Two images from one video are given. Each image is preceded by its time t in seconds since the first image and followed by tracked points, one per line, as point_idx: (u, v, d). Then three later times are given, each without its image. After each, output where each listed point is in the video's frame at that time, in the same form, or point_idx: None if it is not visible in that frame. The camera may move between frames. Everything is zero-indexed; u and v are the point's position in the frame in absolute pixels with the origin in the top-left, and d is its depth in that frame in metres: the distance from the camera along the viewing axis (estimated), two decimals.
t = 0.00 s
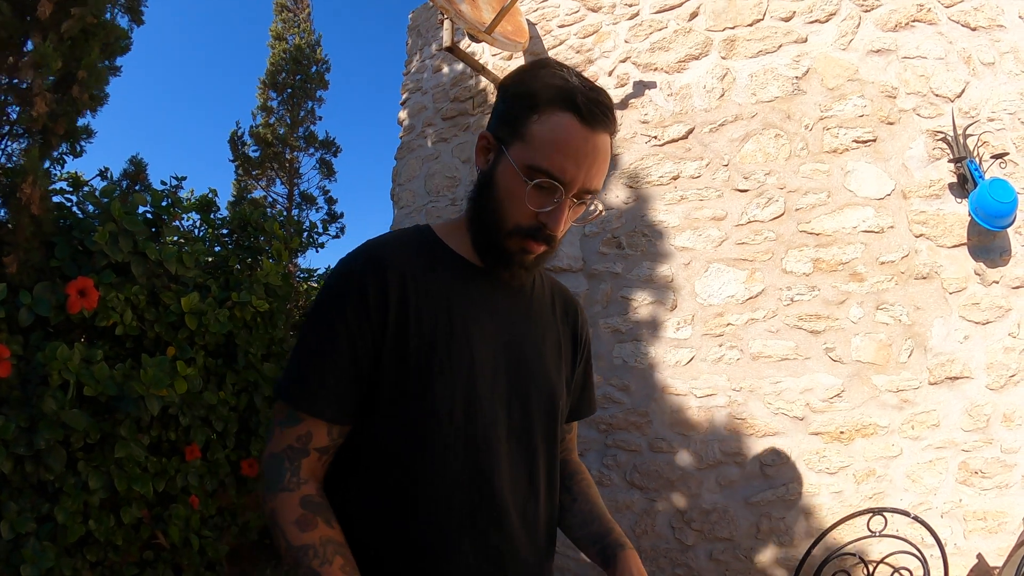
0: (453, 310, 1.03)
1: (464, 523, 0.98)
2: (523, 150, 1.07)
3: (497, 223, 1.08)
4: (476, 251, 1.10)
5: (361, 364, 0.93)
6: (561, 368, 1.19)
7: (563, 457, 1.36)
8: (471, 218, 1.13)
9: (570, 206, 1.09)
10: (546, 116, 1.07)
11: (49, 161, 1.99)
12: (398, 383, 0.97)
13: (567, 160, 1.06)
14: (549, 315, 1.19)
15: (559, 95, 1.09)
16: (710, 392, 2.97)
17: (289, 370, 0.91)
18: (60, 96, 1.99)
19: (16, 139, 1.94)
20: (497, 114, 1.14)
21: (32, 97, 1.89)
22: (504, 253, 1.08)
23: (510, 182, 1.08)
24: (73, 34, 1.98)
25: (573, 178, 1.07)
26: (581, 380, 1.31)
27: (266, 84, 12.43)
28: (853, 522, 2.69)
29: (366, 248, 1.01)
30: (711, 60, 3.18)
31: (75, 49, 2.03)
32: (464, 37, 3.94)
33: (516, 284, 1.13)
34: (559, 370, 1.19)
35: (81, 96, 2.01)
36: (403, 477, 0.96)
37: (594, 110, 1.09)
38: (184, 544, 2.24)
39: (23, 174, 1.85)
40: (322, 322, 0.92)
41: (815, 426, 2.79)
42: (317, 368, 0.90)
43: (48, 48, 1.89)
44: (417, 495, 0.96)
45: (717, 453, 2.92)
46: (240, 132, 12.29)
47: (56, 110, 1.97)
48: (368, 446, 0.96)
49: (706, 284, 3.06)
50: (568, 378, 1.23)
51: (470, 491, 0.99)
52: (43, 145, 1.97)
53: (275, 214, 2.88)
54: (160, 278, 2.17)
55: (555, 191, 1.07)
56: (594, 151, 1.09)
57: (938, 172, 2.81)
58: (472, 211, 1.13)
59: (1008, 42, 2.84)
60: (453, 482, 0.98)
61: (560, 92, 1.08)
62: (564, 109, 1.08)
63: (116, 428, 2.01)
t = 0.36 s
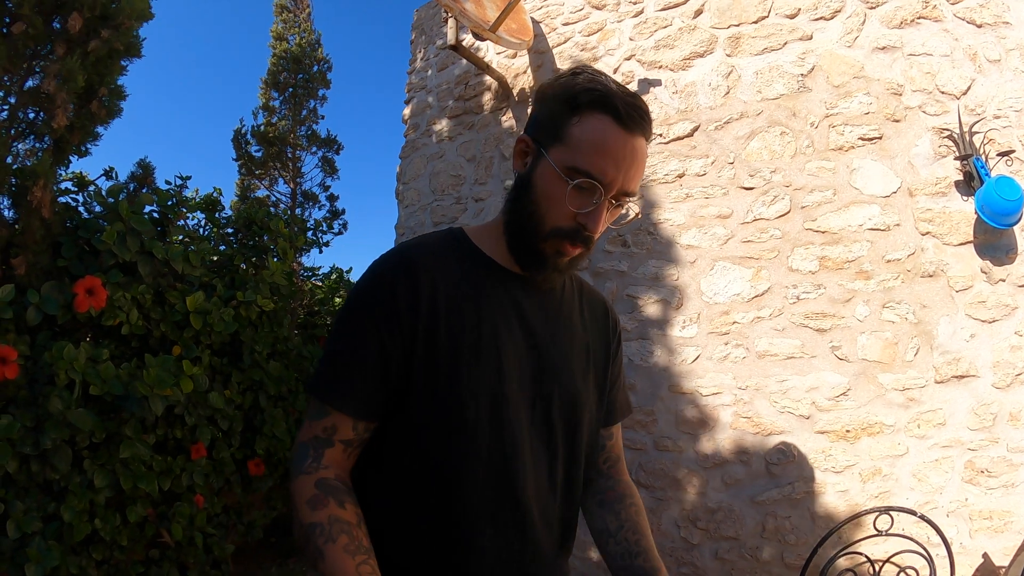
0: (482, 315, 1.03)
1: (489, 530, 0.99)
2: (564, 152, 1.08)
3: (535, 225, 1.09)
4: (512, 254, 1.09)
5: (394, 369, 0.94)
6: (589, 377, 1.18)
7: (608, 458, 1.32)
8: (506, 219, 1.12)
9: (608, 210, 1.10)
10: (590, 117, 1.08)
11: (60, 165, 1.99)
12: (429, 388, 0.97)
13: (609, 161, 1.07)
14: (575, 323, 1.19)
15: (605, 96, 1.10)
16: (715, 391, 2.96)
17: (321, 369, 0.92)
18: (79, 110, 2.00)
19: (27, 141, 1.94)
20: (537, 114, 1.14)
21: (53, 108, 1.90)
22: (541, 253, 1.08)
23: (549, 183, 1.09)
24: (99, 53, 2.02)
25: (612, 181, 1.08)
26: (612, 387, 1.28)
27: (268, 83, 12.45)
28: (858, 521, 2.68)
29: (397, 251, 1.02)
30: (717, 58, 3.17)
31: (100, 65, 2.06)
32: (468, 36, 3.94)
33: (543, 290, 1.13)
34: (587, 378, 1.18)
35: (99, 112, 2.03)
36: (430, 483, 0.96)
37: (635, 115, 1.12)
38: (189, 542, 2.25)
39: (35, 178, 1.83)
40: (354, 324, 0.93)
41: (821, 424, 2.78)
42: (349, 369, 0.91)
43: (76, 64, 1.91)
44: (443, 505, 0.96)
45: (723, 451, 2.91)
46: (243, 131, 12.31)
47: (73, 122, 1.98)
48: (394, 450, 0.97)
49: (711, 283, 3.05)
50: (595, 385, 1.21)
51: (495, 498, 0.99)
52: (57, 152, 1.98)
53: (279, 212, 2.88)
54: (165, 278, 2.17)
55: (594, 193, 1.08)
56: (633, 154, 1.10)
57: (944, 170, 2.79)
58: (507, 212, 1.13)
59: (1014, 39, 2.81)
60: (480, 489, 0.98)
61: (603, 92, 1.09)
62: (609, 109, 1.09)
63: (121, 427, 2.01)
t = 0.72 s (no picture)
0: (455, 315, 0.97)
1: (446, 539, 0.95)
2: (593, 143, 1.03)
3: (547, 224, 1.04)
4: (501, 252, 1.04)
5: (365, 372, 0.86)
6: (569, 391, 1.13)
7: (592, 510, 1.24)
8: (502, 211, 1.07)
9: (635, 211, 1.07)
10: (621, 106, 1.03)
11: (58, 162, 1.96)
12: (399, 392, 0.90)
13: (641, 158, 1.04)
14: (554, 333, 1.14)
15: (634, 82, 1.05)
16: (720, 389, 2.95)
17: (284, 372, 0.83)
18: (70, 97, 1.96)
19: (26, 140, 1.93)
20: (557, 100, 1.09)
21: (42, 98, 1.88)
22: (551, 257, 1.04)
23: (571, 177, 1.03)
24: (82, 32, 1.97)
25: (646, 178, 1.05)
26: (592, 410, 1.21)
27: (275, 83, 12.48)
28: (864, 519, 2.68)
29: (366, 235, 0.93)
30: (721, 55, 3.15)
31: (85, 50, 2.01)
32: (472, 34, 3.94)
33: (524, 299, 1.06)
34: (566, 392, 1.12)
35: (91, 96, 1.98)
36: (391, 490, 0.91)
37: (671, 101, 1.06)
38: (194, 541, 2.24)
39: (34, 174, 1.85)
40: (322, 319, 0.84)
41: (826, 423, 2.77)
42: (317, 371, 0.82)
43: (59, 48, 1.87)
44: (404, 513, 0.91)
45: (728, 450, 2.90)
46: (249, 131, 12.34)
47: (65, 111, 1.94)
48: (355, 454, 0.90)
49: (716, 281, 3.04)
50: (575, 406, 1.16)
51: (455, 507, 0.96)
52: (53, 146, 1.95)
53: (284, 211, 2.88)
54: (169, 277, 2.17)
55: (623, 193, 1.04)
56: (669, 148, 1.06)
57: (949, 167, 2.78)
58: (509, 204, 1.07)
59: (1019, 36, 2.81)
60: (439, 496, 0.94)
61: (641, 78, 1.04)
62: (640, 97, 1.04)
63: (126, 426, 2.01)
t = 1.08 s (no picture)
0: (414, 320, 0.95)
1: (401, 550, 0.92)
2: (583, 137, 0.98)
3: (531, 224, 1.01)
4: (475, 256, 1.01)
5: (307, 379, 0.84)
6: (542, 399, 1.10)
7: (574, 533, 1.19)
8: (478, 208, 1.04)
9: (628, 211, 1.03)
10: (608, 94, 0.97)
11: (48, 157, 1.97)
12: (347, 399, 0.88)
13: (637, 153, 0.99)
14: (532, 341, 1.11)
15: (626, 65, 1.00)
16: (717, 387, 2.95)
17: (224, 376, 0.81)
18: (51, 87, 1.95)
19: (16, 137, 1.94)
20: (540, 82, 1.04)
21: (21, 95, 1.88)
22: (527, 265, 1.02)
23: (558, 174, 0.99)
24: (57, 23, 1.94)
25: (643, 177, 1.01)
26: (572, 419, 1.18)
27: (273, 80, 12.45)
28: (862, 517, 2.68)
29: (321, 234, 0.92)
30: (718, 53, 3.15)
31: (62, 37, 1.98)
32: (470, 32, 3.93)
33: (497, 306, 1.05)
34: (539, 400, 1.10)
35: (72, 87, 1.96)
36: (342, 499, 0.88)
37: (668, 86, 1.01)
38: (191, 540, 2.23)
39: (23, 169, 1.85)
40: (263, 321, 0.82)
41: (822, 421, 2.78)
42: (253, 379, 0.81)
43: (32, 41, 1.83)
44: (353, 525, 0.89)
45: (724, 447, 2.91)
46: (247, 128, 12.31)
47: (46, 101, 1.93)
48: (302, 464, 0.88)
49: (713, 279, 3.04)
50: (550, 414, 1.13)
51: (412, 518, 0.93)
52: (40, 138, 1.96)
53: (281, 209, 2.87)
54: (165, 274, 2.16)
55: (615, 195, 1.00)
56: (668, 141, 1.01)
57: (946, 166, 2.78)
58: (489, 200, 1.03)
59: (1017, 35, 2.81)
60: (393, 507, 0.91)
61: (637, 66, 1.00)
62: (631, 83, 0.98)
63: (122, 424, 2.00)
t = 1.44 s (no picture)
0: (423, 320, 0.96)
1: (407, 551, 0.92)
2: (585, 150, 0.99)
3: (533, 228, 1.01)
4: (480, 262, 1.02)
5: (325, 374, 0.84)
6: (546, 402, 1.11)
7: (568, 535, 1.19)
8: (481, 213, 1.04)
9: (627, 223, 1.04)
10: (613, 110, 0.98)
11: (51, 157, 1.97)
12: (360, 396, 0.88)
13: (637, 167, 1.00)
14: (536, 344, 1.11)
15: (633, 80, 0.99)
16: (714, 386, 2.95)
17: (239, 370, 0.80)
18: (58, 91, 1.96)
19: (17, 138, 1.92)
20: (545, 91, 1.05)
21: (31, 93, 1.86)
22: (534, 270, 1.02)
23: (560, 184, 1.00)
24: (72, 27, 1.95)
25: (642, 191, 1.02)
26: (572, 421, 1.18)
27: (271, 80, 12.43)
28: (859, 517, 2.68)
29: (331, 231, 0.92)
30: (715, 53, 3.16)
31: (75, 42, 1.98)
32: (467, 31, 3.93)
33: (502, 308, 1.05)
34: (542, 403, 1.10)
35: (80, 90, 1.98)
36: (351, 496, 0.88)
37: (672, 101, 1.00)
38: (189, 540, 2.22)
39: (24, 168, 1.85)
40: (277, 316, 0.82)
41: (819, 421, 2.78)
42: (274, 371, 0.80)
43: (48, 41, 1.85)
44: (359, 521, 0.88)
45: (721, 447, 2.91)
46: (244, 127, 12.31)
47: (55, 105, 1.95)
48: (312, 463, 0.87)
49: (710, 278, 3.04)
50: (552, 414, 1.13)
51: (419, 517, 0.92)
52: (43, 140, 1.94)
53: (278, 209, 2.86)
54: (161, 275, 2.16)
55: (615, 207, 1.01)
56: (669, 156, 1.02)
57: (943, 166, 2.78)
58: (491, 204, 1.03)
59: (1014, 36, 2.82)
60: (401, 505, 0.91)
61: (642, 79, 1.00)
62: (635, 97, 0.98)
63: (118, 424, 2.00)
